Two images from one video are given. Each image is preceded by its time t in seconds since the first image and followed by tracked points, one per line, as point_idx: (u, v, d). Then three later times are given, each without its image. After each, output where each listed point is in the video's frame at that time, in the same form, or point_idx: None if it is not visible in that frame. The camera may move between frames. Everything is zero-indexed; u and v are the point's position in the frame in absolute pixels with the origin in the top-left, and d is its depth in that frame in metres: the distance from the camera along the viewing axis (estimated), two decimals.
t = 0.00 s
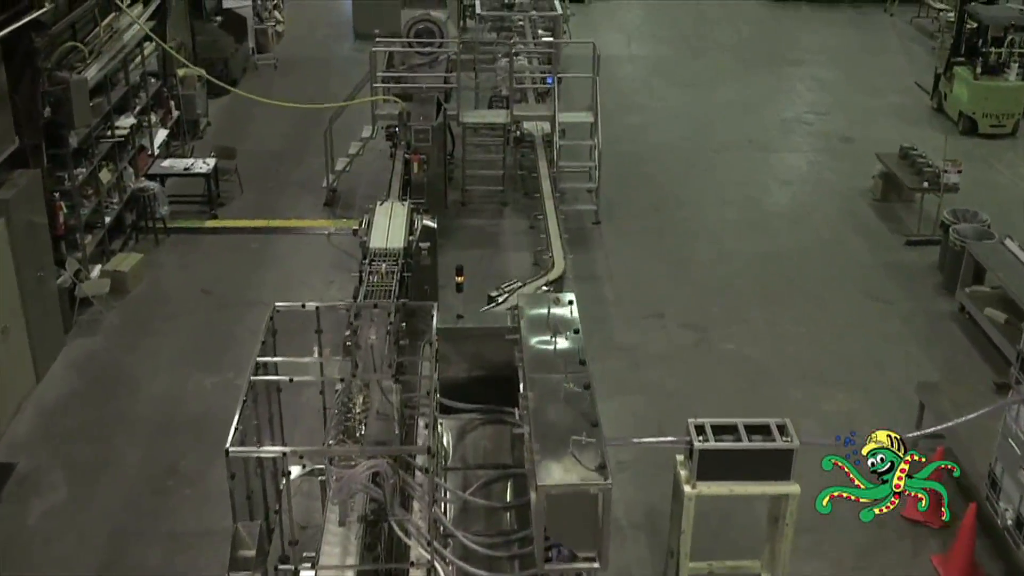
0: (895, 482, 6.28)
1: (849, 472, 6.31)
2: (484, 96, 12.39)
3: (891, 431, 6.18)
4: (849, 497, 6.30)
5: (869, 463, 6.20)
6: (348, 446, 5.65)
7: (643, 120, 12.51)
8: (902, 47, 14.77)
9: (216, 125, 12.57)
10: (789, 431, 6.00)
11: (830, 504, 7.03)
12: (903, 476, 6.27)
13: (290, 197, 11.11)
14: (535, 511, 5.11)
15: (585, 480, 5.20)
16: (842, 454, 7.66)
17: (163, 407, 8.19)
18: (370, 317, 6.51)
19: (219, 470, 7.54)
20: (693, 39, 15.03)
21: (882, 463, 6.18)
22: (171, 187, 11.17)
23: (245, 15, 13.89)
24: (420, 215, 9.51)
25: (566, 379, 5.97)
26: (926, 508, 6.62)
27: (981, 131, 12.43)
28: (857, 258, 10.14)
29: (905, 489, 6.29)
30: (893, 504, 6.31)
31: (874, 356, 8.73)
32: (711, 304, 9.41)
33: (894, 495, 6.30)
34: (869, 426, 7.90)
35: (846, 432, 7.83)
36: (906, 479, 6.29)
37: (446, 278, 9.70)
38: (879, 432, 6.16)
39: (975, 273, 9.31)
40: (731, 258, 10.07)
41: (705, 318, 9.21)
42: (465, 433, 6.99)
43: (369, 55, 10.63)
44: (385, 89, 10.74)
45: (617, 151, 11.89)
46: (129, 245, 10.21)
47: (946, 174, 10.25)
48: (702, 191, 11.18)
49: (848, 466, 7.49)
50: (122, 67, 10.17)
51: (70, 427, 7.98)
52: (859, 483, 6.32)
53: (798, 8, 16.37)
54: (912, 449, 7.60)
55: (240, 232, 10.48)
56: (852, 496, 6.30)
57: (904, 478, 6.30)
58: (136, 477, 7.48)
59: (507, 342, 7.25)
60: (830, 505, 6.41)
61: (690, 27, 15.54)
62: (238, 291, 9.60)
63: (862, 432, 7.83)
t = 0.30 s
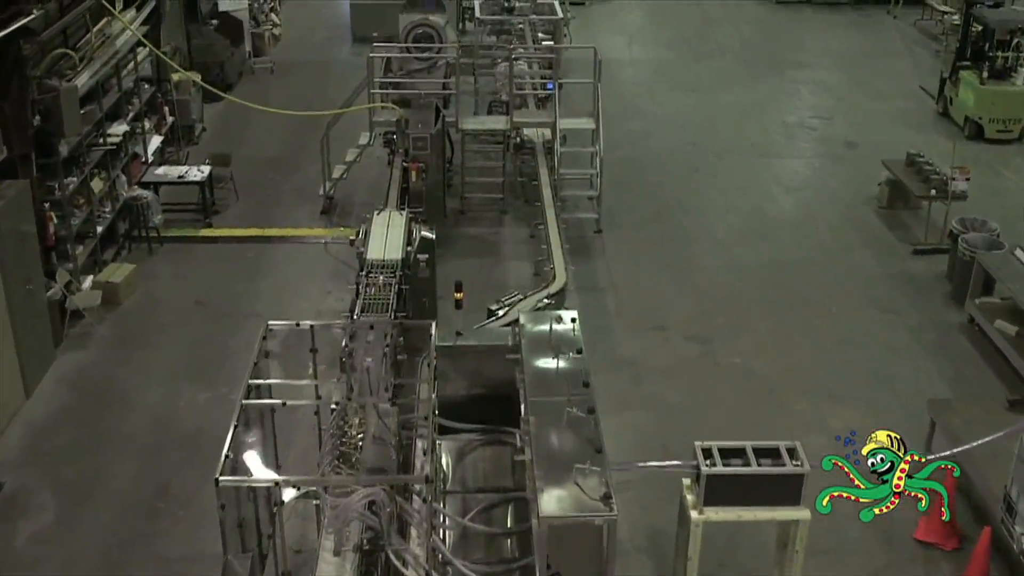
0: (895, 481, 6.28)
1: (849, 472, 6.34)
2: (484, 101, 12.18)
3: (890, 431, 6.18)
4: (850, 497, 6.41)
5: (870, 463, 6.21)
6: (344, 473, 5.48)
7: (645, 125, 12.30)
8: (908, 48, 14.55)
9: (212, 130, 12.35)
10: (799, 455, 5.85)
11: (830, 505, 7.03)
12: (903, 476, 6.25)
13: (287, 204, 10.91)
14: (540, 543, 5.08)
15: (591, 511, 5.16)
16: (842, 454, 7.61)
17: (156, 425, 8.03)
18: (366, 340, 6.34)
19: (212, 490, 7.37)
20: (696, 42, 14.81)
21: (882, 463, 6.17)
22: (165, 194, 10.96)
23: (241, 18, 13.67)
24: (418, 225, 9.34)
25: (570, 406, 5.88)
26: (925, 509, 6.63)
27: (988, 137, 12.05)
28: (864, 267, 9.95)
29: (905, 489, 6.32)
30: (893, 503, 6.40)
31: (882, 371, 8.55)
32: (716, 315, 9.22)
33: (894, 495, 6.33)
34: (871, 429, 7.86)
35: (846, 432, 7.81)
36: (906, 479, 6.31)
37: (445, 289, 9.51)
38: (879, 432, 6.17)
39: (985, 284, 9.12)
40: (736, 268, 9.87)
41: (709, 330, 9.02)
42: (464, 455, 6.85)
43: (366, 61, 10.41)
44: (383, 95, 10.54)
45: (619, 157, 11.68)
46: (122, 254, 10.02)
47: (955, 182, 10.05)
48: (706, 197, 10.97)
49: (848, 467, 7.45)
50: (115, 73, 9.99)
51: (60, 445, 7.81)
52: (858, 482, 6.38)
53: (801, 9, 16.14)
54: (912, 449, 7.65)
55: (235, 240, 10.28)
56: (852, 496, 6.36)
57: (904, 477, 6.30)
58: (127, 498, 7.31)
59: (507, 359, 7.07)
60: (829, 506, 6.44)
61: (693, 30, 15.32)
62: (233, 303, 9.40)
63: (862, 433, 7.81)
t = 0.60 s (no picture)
0: (895, 481, 6.75)
1: (852, 478, 6.93)
2: (483, 105, 11.93)
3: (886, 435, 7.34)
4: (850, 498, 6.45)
5: (869, 463, 6.82)
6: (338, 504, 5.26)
7: (648, 129, 12.04)
8: (915, 48, 14.28)
9: (205, 134, 12.09)
10: (809, 482, 5.59)
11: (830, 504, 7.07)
12: (903, 475, 6.73)
13: (281, 210, 10.65)
14: None
15: (595, 546, 4.90)
16: (842, 454, 7.64)
17: (146, 443, 7.80)
18: (361, 361, 6.12)
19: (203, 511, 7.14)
20: (700, 44, 14.54)
21: (881, 462, 6.77)
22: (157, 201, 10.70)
23: (236, 20, 13.38)
24: (416, 235, 9.07)
25: (574, 434, 5.64)
26: (926, 508, 7.03)
27: (998, 140, 11.80)
28: (873, 276, 9.71)
29: (904, 488, 6.82)
30: (892, 503, 6.83)
31: (892, 386, 8.32)
32: (721, 327, 8.98)
33: (894, 494, 6.81)
34: (870, 429, 7.86)
35: (846, 432, 7.83)
36: (905, 478, 6.82)
37: (444, 300, 9.28)
38: (881, 434, 6.96)
39: (998, 295, 8.89)
40: (742, 277, 9.63)
41: (715, 343, 8.79)
42: (463, 480, 6.61)
43: (363, 65, 10.16)
44: (380, 100, 10.29)
45: (621, 161, 11.42)
46: (112, 264, 9.78)
47: (965, 189, 9.82)
48: (710, 204, 10.73)
49: (848, 466, 7.48)
50: (105, 78, 9.73)
51: (47, 463, 7.58)
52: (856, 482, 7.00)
53: (806, 10, 15.87)
54: (913, 450, 7.63)
55: (227, 249, 10.02)
56: (851, 495, 6.84)
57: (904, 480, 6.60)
58: (115, 519, 7.08)
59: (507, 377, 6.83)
60: (831, 506, 6.87)
61: (695, 31, 15.04)
62: (226, 314, 9.16)
63: (862, 432, 7.82)
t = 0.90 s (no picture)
0: (895, 482, 7.33)
1: (850, 471, 7.41)
2: (483, 109, 11.64)
3: (890, 433, 7.74)
4: (850, 497, 7.21)
5: (870, 463, 7.58)
6: (332, 539, 4.99)
7: (652, 134, 11.75)
8: (923, 49, 13.99)
9: (198, 139, 11.79)
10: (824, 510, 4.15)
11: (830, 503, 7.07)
12: (903, 476, 7.38)
13: (275, 217, 10.37)
14: None
15: None
16: (842, 454, 7.57)
17: (134, 464, 7.53)
18: (355, 388, 5.87)
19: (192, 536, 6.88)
20: (703, 45, 14.24)
21: (882, 462, 7.55)
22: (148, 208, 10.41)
23: (230, 21, 13.08)
24: (413, 246, 8.82)
25: (580, 465, 5.32)
26: (925, 508, 7.13)
27: (1010, 145, 11.52)
28: (883, 286, 9.44)
29: (904, 489, 7.26)
30: (893, 503, 7.12)
31: (905, 403, 8.07)
32: (728, 341, 8.72)
33: (894, 495, 7.17)
34: (870, 429, 7.80)
35: (846, 432, 7.77)
36: (905, 480, 7.33)
37: (442, 312, 9.02)
38: (880, 435, 7.68)
39: (1014, 308, 8.62)
40: (750, 288, 9.35)
41: (722, 358, 8.52)
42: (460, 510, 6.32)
43: (359, 69, 9.89)
44: (377, 105, 10.01)
45: (624, 167, 11.14)
46: (101, 274, 9.50)
47: (979, 197, 9.54)
48: (716, 211, 10.45)
49: (848, 466, 7.45)
50: (93, 82, 9.44)
51: (31, 485, 7.31)
52: (860, 483, 7.35)
53: (811, 10, 15.57)
54: (911, 449, 7.60)
55: (220, 258, 9.74)
56: (852, 496, 7.21)
57: (904, 478, 7.40)
58: (101, 545, 6.82)
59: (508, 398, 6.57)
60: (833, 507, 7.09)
61: (698, 32, 14.74)
62: (217, 327, 8.89)
63: (862, 432, 7.75)
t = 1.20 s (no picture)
0: (895, 481, 7.30)
1: (850, 471, 7.32)
2: (483, 114, 11.36)
3: (890, 433, 7.69)
4: (850, 497, 7.16)
5: (870, 462, 7.50)
6: None
7: (656, 139, 11.48)
8: (931, 51, 13.71)
9: (191, 144, 11.51)
10: (844, 538, 3.84)
11: (830, 505, 7.09)
12: (902, 476, 7.33)
13: (269, 226, 10.10)
14: None
15: None
16: (842, 454, 7.51)
17: (122, 486, 7.27)
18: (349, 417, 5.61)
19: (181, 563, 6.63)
20: (707, 47, 13.95)
21: (882, 462, 7.48)
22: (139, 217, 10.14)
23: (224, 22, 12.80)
24: (410, 256, 8.57)
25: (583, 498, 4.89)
26: (925, 507, 7.10)
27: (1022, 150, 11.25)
28: (893, 297, 9.19)
29: (904, 489, 7.25)
30: (892, 503, 7.12)
31: (919, 421, 7.82)
32: (736, 356, 8.46)
33: (894, 495, 7.18)
34: (870, 429, 7.74)
35: (846, 432, 7.71)
36: (904, 479, 7.31)
37: (441, 325, 8.76)
38: (879, 434, 7.64)
39: None
40: (757, 300, 9.09)
41: (730, 374, 8.26)
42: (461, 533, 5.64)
43: (356, 74, 9.61)
44: (374, 111, 9.74)
45: (627, 173, 10.86)
46: (90, 286, 9.24)
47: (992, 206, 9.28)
48: (722, 219, 10.18)
49: (849, 467, 7.38)
50: (82, 88, 9.18)
51: (15, 509, 7.05)
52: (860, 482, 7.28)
53: (816, 11, 15.29)
54: (911, 449, 7.56)
55: (212, 269, 9.48)
56: (852, 495, 7.17)
57: (904, 478, 7.34)
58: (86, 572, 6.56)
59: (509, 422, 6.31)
60: (832, 505, 7.08)
61: (702, 33, 14.45)
62: (209, 341, 8.63)
63: (862, 432, 7.69)
